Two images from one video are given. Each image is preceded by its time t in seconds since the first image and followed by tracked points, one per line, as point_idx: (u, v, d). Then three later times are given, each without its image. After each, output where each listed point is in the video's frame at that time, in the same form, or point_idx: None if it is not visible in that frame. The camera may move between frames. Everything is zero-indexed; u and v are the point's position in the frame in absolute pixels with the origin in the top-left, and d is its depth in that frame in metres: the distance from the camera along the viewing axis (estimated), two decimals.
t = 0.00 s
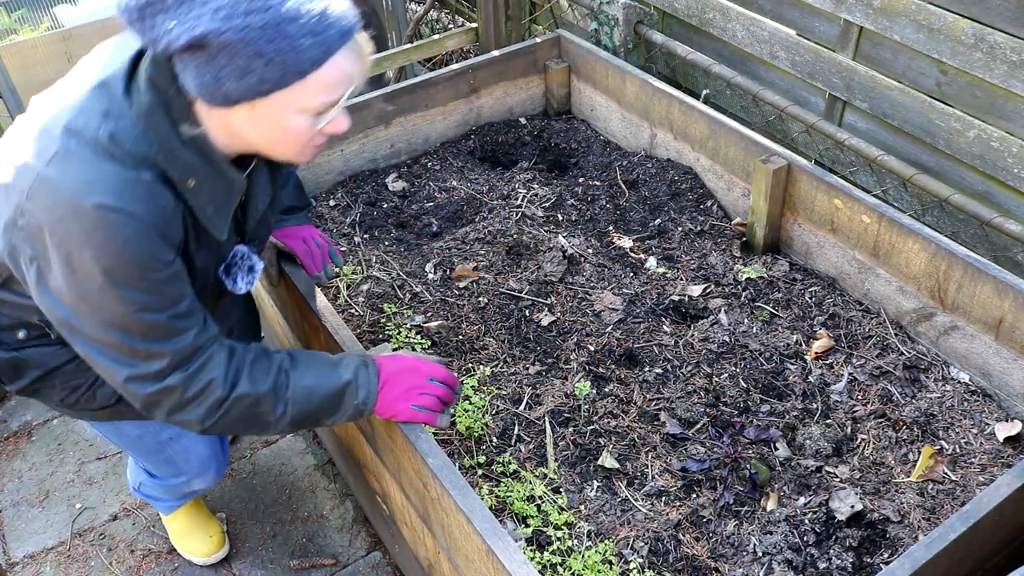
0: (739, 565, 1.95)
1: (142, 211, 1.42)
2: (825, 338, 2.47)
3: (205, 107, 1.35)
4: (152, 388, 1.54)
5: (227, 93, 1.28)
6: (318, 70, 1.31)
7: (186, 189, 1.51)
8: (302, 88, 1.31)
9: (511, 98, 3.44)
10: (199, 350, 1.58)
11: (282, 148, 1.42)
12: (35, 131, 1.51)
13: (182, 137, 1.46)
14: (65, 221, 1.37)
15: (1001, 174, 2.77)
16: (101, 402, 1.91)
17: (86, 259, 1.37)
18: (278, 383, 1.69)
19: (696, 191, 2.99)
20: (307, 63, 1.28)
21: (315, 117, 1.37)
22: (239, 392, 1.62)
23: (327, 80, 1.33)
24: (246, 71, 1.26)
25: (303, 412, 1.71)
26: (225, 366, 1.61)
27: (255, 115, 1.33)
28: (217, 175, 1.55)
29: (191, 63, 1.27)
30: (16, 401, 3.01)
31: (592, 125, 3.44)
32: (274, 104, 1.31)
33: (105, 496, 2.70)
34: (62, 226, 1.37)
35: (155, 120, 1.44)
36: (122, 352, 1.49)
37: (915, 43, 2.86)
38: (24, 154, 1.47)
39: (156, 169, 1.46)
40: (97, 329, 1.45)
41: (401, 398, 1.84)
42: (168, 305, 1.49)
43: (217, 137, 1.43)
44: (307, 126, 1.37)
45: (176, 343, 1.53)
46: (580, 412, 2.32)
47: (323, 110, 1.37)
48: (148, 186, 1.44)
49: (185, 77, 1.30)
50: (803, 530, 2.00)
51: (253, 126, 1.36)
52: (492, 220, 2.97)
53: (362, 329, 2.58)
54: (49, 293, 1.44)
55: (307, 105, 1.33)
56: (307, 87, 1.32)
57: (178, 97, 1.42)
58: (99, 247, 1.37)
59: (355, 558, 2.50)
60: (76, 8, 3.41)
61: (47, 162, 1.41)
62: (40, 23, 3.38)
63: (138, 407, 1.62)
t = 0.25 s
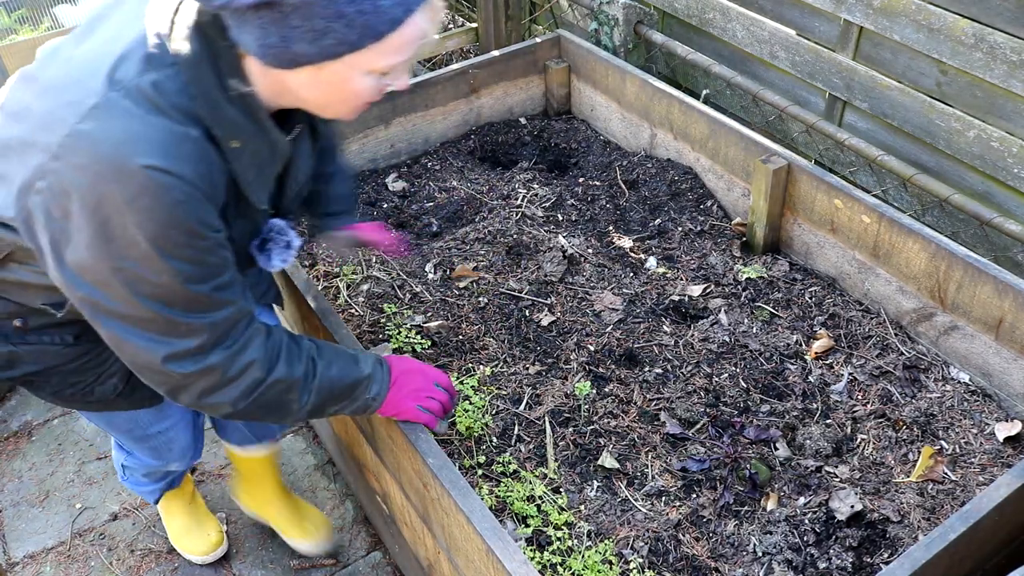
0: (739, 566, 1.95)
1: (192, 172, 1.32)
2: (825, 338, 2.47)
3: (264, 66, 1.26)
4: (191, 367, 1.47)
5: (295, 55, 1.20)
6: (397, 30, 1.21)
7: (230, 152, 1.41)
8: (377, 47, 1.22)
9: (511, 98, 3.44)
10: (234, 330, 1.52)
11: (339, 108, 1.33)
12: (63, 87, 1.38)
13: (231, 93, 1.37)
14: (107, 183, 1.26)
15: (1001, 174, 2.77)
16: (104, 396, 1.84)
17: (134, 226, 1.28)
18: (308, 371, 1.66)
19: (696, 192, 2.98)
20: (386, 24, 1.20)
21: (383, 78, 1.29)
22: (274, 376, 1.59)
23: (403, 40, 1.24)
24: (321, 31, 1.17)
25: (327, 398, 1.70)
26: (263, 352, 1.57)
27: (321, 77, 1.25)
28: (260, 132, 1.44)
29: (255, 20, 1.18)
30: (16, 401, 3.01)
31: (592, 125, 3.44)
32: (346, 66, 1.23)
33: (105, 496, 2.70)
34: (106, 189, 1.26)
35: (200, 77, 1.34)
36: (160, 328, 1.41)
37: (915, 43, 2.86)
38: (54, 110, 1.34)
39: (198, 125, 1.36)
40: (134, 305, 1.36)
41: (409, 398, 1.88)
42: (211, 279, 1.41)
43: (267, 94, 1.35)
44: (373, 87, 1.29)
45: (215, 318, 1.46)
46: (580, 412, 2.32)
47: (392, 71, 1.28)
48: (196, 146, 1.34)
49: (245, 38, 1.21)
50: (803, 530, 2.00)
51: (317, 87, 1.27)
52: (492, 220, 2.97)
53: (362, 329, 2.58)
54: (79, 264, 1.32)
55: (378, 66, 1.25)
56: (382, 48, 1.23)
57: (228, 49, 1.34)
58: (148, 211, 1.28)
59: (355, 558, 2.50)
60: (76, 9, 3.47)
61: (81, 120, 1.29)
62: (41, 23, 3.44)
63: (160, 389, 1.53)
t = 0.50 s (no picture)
0: (739, 566, 1.95)
1: (287, 191, 1.26)
2: (825, 339, 2.47)
3: (367, 90, 1.16)
4: (219, 384, 1.41)
5: (407, 83, 1.11)
6: (510, 69, 1.12)
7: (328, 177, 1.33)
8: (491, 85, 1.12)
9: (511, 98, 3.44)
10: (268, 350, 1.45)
11: (439, 143, 1.23)
12: (173, 81, 1.31)
13: (331, 117, 1.29)
14: (197, 185, 1.18)
15: (1001, 174, 2.77)
16: (102, 412, 1.82)
17: (213, 235, 1.20)
18: (317, 384, 1.59)
19: (696, 191, 2.98)
20: (501, 61, 1.10)
21: (489, 118, 1.19)
22: (291, 392, 1.53)
23: (517, 80, 1.14)
24: (436, 59, 1.08)
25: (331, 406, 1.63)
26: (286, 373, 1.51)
27: (427, 109, 1.15)
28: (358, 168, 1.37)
29: (368, 43, 1.09)
30: (16, 401, 3.01)
31: (592, 125, 3.44)
32: (455, 102, 1.13)
33: (105, 496, 2.70)
34: (197, 190, 1.18)
35: (311, 97, 1.29)
36: (203, 343, 1.33)
37: (915, 43, 2.86)
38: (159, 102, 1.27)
39: (299, 141, 1.29)
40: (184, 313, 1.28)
41: (410, 398, 1.87)
42: (271, 297, 1.35)
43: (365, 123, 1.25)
44: (477, 126, 1.19)
45: (260, 340, 1.40)
46: (580, 412, 2.32)
47: (500, 112, 1.18)
48: (298, 166, 1.27)
49: (356, 63, 1.12)
50: (803, 530, 2.00)
51: (421, 119, 1.17)
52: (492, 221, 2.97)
53: (362, 329, 2.58)
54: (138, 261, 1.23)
55: (485, 105, 1.15)
56: (495, 86, 1.13)
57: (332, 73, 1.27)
58: (234, 222, 1.20)
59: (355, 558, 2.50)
60: (76, 9, 3.54)
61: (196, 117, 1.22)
62: (41, 23, 3.49)
63: (179, 393, 1.45)
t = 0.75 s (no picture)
0: (739, 566, 1.95)
1: (384, 224, 1.23)
2: (825, 338, 2.47)
3: (473, 134, 1.19)
4: (249, 391, 1.41)
5: (515, 132, 1.13)
6: (616, 132, 1.13)
7: (425, 214, 1.28)
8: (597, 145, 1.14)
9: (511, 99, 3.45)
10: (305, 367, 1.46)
11: (532, 199, 1.25)
12: (295, 89, 1.32)
13: (439, 157, 1.24)
14: (294, 196, 1.17)
15: (1001, 174, 2.77)
16: (111, 401, 1.81)
17: (297, 248, 1.18)
18: (333, 395, 1.62)
19: (696, 191, 2.98)
20: (611, 123, 1.12)
21: (585, 177, 1.21)
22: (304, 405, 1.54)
23: (620, 143, 1.16)
24: (548, 113, 1.09)
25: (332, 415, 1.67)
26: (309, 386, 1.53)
27: (530, 160, 1.17)
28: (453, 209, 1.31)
29: (487, 88, 1.11)
30: (16, 401, 3.01)
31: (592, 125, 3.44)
32: (557, 155, 1.15)
33: (105, 496, 2.70)
34: (293, 199, 1.17)
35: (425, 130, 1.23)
36: (249, 351, 1.32)
37: (915, 43, 2.86)
38: (279, 105, 1.28)
39: (409, 172, 1.24)
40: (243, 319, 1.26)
41: (413, 398, 1.89)
42: (333, 319, 1.33)
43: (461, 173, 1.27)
44: (572, 184, 1.21)
45: (304, 359, 1.40)
46: (580, 412, 2.32)
47: (598, 173, 1.20)
48: (403, 200, 1.24)
49: (472, 106, 1.14)
50: (803, 530, 2.00)
51: (520, 171, 1.19)
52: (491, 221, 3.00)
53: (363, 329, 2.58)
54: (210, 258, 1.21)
55: (582, 162, 1.16)
56: (598, 146, 1.15)
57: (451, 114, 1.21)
58: (320, 242, 1.18)
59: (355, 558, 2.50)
60: (76, 8, 3.56)
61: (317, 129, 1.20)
62: (41, 23, 3.49)
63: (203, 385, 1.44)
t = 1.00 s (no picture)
0: (739, 566, 1.95)
1: (411, 232, 1.25)
2: (825, 338, 2.47)
3: (512, 149, 1.25)
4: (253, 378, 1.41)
5: (553, 147, 1.19)
6: (651, 157, 1.21)
7: (455, 224, 1.32)
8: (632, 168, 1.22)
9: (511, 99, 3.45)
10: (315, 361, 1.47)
11: (561, 214, 1.33)
12: (336, 89, 1.35)
13: (474, 169, 1.28)
14: (325, 194, 1.19)
15: (1001, 174, 2.77)
16: (113, 380, 1.79)
17: (322, 243, 1.20)
18: (335, 391, 1.63)
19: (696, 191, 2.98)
20: (649, 147, 1.19)
21: (616, 198, 1.29)
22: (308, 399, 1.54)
23: (652, 167, 1.25)
24: (588, 134, 1.16)
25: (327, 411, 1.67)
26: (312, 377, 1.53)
27: (565, 179, 1.25)
28: (481, 219, 1.36)
29: (531, 103, 1.17)
30: (16, 401, 3.01)
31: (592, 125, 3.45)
32: (593, 175, 1.23)
33: (105, 496, 2.70)
34: (324, 196, 1.19)
35: (462, 144, 1.26)
36: (260, 340, 1.33)
37: (915, 43, 2.86)
38: (320, 102, 1.30)
39: (442, 182, 1.27)
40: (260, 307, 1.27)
41: (414, 398, 1.90)
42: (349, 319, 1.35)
43: (493, 187, 1.32)
44: (602, 203, 1.29)
45: (313, 355, 1.41)
46: (580, 412, 2.32)
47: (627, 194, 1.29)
48: (433, 209, 1.27)
49: (511, 119, 1.20)
50: (803, 530, 2.00)
51: (554, 187, 1.27)
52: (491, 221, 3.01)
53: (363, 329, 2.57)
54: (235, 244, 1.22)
55: (616, 185, 1.25)
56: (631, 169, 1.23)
57: (489, 128, 1.26)
58: (345, 241, 1.20)
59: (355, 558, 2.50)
60: (76, 9, 3.58)
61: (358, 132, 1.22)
62: (41, 23, 3.53)
63: (207, 367, 1.44)
